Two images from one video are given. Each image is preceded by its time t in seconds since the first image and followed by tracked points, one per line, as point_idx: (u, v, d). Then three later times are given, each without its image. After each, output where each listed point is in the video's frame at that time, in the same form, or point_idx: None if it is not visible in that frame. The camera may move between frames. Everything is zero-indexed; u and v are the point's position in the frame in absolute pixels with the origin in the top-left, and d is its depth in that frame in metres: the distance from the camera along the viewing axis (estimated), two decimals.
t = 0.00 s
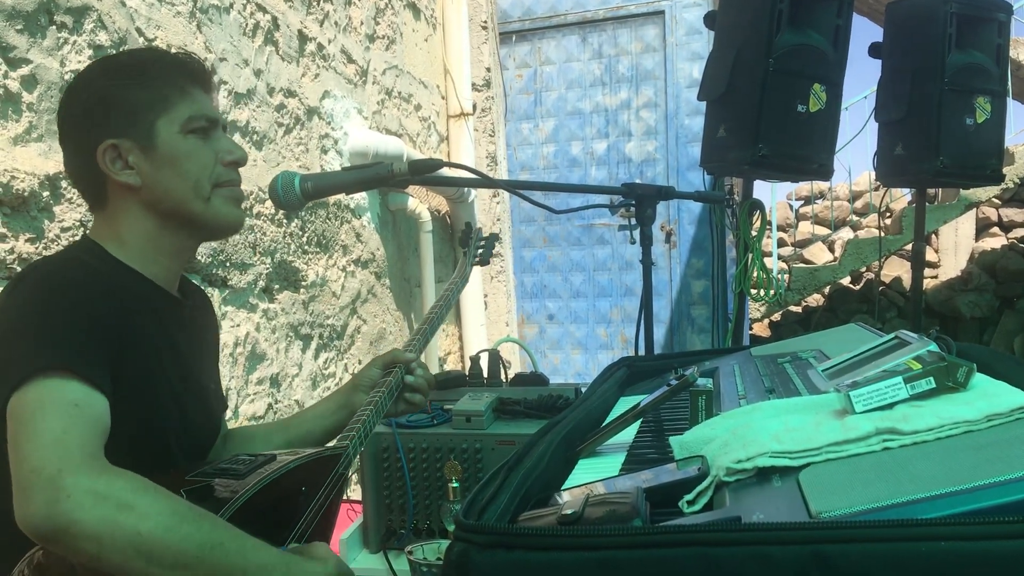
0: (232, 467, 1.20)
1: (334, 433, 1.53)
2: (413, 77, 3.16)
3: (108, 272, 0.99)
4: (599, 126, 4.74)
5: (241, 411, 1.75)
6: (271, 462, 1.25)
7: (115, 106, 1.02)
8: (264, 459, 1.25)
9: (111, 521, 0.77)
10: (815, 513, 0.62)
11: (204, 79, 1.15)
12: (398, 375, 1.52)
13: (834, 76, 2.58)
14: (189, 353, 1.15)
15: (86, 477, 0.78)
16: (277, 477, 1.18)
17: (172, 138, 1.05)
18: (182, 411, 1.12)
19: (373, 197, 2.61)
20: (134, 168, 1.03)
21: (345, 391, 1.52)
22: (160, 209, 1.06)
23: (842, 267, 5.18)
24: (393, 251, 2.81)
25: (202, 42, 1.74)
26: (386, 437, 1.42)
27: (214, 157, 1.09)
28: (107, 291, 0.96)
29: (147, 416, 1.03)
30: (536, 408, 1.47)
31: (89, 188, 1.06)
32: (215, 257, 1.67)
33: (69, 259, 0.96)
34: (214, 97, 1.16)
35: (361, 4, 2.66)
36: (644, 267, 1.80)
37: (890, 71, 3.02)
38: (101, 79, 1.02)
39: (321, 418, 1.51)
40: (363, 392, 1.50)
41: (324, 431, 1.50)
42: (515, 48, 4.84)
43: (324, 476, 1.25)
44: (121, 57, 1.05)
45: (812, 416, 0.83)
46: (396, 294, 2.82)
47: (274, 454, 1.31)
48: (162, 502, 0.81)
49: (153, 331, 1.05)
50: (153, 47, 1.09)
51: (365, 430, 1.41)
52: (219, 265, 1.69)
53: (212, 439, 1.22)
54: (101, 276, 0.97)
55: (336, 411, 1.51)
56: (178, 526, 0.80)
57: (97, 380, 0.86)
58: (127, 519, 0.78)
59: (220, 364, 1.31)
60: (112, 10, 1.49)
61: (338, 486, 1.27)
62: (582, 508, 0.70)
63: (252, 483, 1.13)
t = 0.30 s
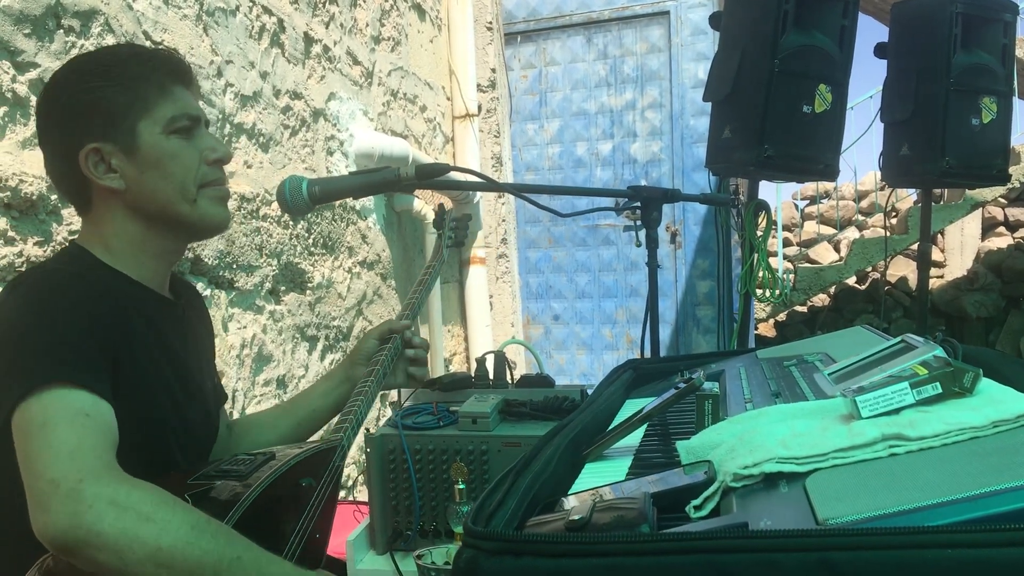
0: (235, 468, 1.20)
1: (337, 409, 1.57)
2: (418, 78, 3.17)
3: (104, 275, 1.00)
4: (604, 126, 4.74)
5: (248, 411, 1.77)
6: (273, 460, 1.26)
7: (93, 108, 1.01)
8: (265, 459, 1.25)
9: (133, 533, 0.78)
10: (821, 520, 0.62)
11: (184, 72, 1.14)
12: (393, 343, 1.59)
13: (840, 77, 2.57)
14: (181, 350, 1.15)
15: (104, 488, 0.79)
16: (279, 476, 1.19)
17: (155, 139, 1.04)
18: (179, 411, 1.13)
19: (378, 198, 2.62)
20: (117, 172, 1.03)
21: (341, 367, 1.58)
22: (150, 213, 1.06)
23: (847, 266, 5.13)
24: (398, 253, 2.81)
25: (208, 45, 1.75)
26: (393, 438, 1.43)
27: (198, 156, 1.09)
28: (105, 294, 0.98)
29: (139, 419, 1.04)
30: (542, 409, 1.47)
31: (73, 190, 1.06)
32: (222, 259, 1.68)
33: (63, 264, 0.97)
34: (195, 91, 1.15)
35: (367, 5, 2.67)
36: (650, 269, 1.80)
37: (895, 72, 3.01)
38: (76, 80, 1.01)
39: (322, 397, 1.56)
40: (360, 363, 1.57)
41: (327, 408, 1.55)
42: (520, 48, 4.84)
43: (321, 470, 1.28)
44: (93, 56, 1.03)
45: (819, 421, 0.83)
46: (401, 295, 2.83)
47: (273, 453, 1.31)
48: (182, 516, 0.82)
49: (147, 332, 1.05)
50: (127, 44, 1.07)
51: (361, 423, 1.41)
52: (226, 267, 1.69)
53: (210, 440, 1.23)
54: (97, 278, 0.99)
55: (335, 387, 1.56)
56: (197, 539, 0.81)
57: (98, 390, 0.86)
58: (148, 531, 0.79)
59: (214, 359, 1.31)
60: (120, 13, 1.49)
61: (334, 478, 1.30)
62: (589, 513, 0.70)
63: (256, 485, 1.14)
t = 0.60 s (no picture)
0: (239, 477, 1.22)
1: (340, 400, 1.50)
2: (424, 83, 3.18)
3: (102, 281, 0.99)
4: (610, 131, 4.74)
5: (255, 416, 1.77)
6: (278, 468, 1.28)
7: (103, 111, 0.98)
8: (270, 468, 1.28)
9: (145, 560, 0.79)
10: (830, 529, 0.62)
11: (192, 78, 1.12)
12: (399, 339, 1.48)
13: (845, 81, 2.58)
14: (180, 358, 1.14)
15: (115, 513, 0.79)
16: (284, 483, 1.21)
17: (163, 151, 1.03)
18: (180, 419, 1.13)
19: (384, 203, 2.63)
20: (121, 178, 1.01)
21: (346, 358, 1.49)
22: (150, 224, 1.04)
23: (853, 271, 5.16)
24: (404, 258, 2.82)
25: (216, 51, 1.76)
26: (399, 443, 1.43)
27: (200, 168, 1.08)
28: (103, 303, 0.96)
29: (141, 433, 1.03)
30: (549, 415, 1.48)
31: (66, 190, 1.01)
32: (230, 264, 1.68)
33: (60, 274, 0.95)
34: (201, 98, 1.14)
35: (373, 10, 2.68)
36: (656, 275, 1.80)
37: (901, 76, 3.01)
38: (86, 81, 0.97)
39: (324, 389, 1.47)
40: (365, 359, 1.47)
41: (329, 401, 1.48)
42: (525, 53, 4.85)
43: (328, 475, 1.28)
44: (98, 55, 0.99)
45: (826, 429, 0.83)
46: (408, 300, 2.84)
47: (279, 458, 1.34)
48: (197, 539, 0.84)
49: (148, 344, 1.05)
50: (134, 45, 1.05)
51: (363, 426, 1.33)
52: (233, 273, 1.70)
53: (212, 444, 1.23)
54: (97, 284, 0.98)
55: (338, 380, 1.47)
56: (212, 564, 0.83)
57: (103, 411, 0.85)
58: (159, 557, 0.80)
59: (212, 364, 1.30)
60: (129, 20, 1.50)
61: (341, 479, 1.30)
62: (598, 521, 0.70)
63: (262, 496, 1.15)
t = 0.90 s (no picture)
0: (234, 488, 1.20)
1: (338, 394, 1.50)
2: (429, 90, 3.19)
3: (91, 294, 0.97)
4: (614, 137, 4.75)
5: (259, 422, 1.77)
6: (274, 476, 1.27)
7: (134, 135, 0.95)
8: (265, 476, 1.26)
9: None
10: (836, 540, 0.62)
11: (217, 103, 1.10)
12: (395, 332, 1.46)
13: (850, 89, 2.57)
14: (172, 371, 1.12)
15: (98, 549, 0.75)
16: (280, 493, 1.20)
17: (184, 184, 1.02)
18: (171, 431, 1.11)
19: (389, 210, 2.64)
20: (136, 206, 0.98)
21: (343, 352, 1.48)
22: (150, 244, 1.02)
23: (857, 277, 5.16)
24: (409, 264, 2.83)
25: (222, 58, 1.77)
26: (403, 450, 1.43)
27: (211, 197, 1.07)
28: (91, 316, 0.94)
29: (133, 455, 1.01)
30: (552, 422, 1.48)
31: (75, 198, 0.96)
32: (234, 270, 1.69)
33: (44, 287, 0.93)
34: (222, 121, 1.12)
35: (378, 18, 2.69)
36: (660, 282, 1.80)
37: (906, 84, 3.01)
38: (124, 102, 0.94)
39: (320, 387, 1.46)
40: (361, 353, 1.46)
41: (327, 396, 1.48)
42: (529, 60, 4.87)
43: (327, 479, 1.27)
44: (136, 68, 0.96)
45: (831, 439, 0.83)
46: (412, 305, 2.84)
47: (275, 465, 1.33)
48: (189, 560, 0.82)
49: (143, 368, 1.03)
50: (167, 60, 1.02)
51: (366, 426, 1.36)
52: (238, 279, 1.71)
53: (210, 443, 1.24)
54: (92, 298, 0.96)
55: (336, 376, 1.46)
56: None
57: (91, 442, 0.83)
58: None
59: (208, 373, 1.29)
60: (135, 27, 1.51)
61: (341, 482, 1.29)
62: (603, 531, 0.70)
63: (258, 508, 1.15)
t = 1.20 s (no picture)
0: (239, 494, 1.17)
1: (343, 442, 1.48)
2: (431, 92, 3.19)
3: (100, 295, 0.98)
4: (616, 139, 4.75)
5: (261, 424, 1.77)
6: (283, 482, 1.23)
7: (154, 148, 0.96)
8: (274, 482, 1.23)
9: None
10: (838, 542, 0.62)
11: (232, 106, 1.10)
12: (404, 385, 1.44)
13: (852, 91, 2.57)
14: (179, 375, 1.12)
15: (73, 564, 0.75)
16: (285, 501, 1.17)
17: (206, 191, 1.03)
18: (174, 434, 1.12)
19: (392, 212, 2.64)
20: (160, 215, 1.00)
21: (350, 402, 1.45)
22: (174, 250, 1.04)
23: (859, 279, 5.16)
24: (411, 266, 2.83)
25: (224, 61, 1.78)
26: (405, 452, 1.43)
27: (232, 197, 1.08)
28: (98, 317, 0.95)
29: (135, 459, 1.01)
30: (555, 424, 1.47)
31: (98, 213, 0.97)
32: (237, 273, 1.69)
33: (53, 290, 0.94)
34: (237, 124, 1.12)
35: (381, 20, 2.70)
36: (664, 284, 1.80)
37: (909, 86, 3.01)
38: (143, 119, 0.94)
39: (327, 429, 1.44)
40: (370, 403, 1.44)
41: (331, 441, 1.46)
42: (532, 62, 4.87)
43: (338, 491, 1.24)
44: (149, 80, 0.96)
45: (834, 441, 0.83)
46: (414, 308, 2.84)
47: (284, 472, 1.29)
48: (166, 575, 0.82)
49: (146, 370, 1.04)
50: (180, 64, 1.02)
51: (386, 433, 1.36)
52: (240, 281, 1.71)
53: (218, 444, 1.24)
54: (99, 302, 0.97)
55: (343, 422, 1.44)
56: None
57: (87, 451, 0.83)
58: None
59: (223, 372, 1.30)
60: (138, 29, 1.51)
61: (356, 490, 1.26)
62: (605, 533, 0.70)
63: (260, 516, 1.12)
